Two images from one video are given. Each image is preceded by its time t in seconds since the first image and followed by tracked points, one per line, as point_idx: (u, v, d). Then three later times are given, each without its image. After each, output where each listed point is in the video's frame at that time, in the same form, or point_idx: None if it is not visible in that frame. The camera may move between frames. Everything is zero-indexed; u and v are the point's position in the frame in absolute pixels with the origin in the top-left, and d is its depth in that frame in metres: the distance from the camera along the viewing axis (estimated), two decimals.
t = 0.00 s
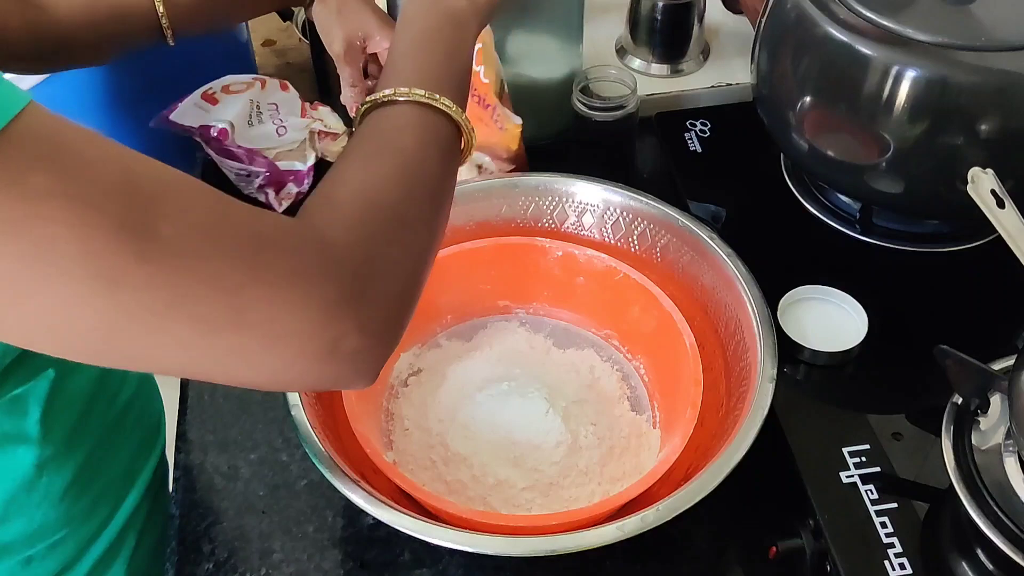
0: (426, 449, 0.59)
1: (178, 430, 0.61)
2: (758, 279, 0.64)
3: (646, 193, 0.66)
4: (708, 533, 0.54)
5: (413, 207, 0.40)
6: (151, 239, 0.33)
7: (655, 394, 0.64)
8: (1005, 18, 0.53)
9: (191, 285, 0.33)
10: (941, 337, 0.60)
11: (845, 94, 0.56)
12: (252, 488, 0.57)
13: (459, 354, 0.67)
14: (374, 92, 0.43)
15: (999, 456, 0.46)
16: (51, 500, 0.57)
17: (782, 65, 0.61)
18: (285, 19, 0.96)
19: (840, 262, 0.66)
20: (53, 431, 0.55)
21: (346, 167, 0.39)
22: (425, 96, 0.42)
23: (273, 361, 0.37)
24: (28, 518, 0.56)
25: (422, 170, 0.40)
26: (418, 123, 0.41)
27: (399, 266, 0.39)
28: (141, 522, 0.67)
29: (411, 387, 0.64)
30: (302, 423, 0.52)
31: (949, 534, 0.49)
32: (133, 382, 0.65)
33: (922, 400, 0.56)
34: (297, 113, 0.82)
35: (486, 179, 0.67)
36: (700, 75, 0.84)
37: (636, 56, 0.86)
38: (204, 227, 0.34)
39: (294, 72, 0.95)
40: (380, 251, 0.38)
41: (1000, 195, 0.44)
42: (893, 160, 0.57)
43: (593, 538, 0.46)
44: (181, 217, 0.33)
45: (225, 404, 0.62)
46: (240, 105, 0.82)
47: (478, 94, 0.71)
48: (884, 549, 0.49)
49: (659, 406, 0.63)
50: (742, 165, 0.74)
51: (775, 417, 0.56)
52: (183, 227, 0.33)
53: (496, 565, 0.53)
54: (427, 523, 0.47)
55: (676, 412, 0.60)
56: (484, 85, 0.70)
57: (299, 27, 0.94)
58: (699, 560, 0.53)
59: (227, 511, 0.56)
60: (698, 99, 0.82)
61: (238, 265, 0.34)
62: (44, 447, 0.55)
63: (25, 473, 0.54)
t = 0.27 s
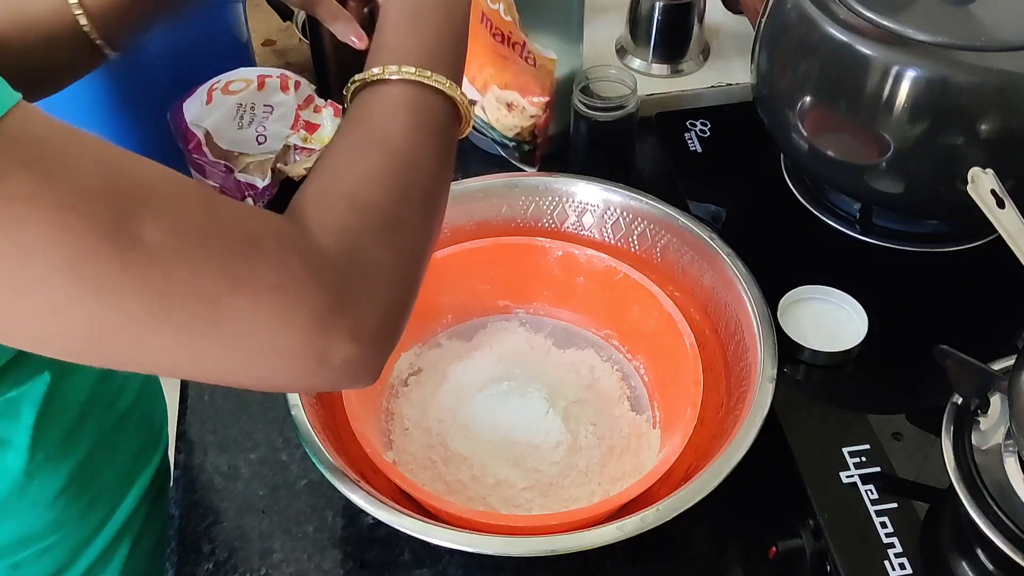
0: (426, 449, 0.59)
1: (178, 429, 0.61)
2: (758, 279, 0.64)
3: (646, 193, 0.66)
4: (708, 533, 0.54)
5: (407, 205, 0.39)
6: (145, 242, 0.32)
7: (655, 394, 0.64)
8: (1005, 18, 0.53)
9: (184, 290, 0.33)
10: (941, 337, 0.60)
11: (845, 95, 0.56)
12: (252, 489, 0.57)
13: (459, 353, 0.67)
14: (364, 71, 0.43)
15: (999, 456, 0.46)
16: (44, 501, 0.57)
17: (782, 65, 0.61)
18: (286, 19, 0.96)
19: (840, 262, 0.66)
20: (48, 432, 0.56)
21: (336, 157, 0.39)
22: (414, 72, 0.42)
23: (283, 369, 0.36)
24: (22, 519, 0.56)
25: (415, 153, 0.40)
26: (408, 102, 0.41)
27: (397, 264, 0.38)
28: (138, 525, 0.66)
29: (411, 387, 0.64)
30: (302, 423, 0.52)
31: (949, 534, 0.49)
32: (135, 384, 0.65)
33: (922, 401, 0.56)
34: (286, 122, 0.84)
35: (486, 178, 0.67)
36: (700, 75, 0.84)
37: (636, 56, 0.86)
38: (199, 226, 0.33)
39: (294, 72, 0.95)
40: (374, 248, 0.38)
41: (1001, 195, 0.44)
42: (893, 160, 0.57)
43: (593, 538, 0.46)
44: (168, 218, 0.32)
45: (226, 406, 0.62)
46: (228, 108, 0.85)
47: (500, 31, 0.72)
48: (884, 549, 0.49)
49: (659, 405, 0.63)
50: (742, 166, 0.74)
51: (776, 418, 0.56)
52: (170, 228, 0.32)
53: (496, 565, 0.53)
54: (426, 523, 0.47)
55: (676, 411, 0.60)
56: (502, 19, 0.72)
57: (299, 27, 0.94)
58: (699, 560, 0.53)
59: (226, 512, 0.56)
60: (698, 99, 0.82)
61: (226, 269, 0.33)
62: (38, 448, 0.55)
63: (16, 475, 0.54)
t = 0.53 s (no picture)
0: (426, 448, 0.59)
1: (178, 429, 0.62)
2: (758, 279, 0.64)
3: (646, 193, 0.66)
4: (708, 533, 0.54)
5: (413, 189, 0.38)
6: (123, 251, 0.31)
7: (655, 394, 0.64)
8: (1005, 18, 0.53)
9: (163, 301, 0.32)
10: (941, 337, 0.60)
11: (845, 95, 0.56)
12: (252, 489, 0.57)
13: (459, 353, 0.67)
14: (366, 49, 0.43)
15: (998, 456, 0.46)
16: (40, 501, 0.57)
17: (782, 65, 0.61)
18: (286, 19, 0.96)
19: (840, 262, 0.66)
20: (48, 430, 0.57)
21: (335, 146, 0.39)
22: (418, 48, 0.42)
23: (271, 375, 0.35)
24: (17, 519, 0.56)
25: (417, 139, 0.39)
26: (411, 82, 0.41)
27: (406, 256, 0.37)
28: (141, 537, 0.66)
29: (411, 387, 0.64)
30: (302, 424, 0.52)
31: (949, 535, 0.48)
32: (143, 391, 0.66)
33: (922, 400, 0.56)
34: (286, 122, 0.83)
35: (487, 178, 0.67)
36: (700, 75, 0.84)
37: (636, 56, 0.85)
38: (181, 231, 0.32)
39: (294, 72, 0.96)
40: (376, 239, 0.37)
41: (1001, 195, 0.44)
42: (893, 160, 0.57)
43: (593, 538, 0.46)
44: (148, 225, 0.31)
45: (226, 407, 0.62)
46: (229, 108, 0.83)
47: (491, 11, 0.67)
48: (884, 549, 0.49)
49: (660, 405, 0.63)
50: (742, 166, 0.74)
51: (775, 418, 0.56)
52: (148, 238, 0.31)
53: (496, 565, 0.53)
54: (426, 523, 0.47)
55: (676, 411, 0.60)
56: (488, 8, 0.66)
57: (299, 27, 0.94)
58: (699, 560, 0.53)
59: (227, 512, 0.56)
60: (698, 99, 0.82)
61: (213, 278, 0.32)
62: (37, 445, 0.56)
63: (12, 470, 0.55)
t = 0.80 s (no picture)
0: (426, 449, 0.59)
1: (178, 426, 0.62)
2: (757, 279, 0.64)
3: (646, 193, 0.66)
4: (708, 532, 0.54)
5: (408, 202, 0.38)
6: (97, 268, 0.30)
7: (655, 394, 0.64)
8: (1004, 18, 0.53)
9: (150, 313, 0.31)
10: (941, 337, 0.60)
11: (845, 96, 0.56)
12: (253, 490, 0.57)
13: (459, 353, 0.67)
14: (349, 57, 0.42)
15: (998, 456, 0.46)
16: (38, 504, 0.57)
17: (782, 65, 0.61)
18: (285, 19, 0.96)
19: (840, 262, 0.66)
20: (47, 433, 0.57)
21: (316, 161, 0.38)
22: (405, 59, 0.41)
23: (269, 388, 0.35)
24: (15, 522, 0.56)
25: (400, 150, 0.38)
26: (397, 89, 0.40)
27: (390, 269, 0.37)
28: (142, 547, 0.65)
29: (411, 387, 0.64)
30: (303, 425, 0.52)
31: (949, 534, 0.49)
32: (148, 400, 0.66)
33: (922, 400, 0.56)
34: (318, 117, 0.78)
35: (486, 178, 0.67)
36: (700, 75, 0.84)
37: (636, 56, 0.85)
38: (154, 248, 0.31)
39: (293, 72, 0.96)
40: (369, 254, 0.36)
41: (1000, 195, 0.44)
42: (893, 161, 0.57)
43: (593, 538, 0.46)
44: (124, 241, 0.31)
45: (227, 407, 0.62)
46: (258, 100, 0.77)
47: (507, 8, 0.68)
48: (884, 549, 0.49)
49: (659, 405, 0.63)
50: (742, 166, 0.74)
51: (775, 417, 0.56)
52: (124, 253, 0.31)
53: (495, 565, 0.53)
54: (425, 523, 0.47)
55: (676, 411, 0.60)
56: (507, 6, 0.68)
57: (299, 26, 0.94)
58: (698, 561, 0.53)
59: (227, 512, 0.56)
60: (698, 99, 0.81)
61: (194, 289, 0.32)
62: (36, 448, 0.56)
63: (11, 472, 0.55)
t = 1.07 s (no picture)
0: (426, 449, 0.59)
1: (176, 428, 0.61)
2: (757, 279, 0.64)
3: (646, 193, 0.66)
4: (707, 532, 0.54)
5: (386, 212, 0.37)
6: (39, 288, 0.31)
7: (655, 394, 0.64)
8: (1004, 18, 0.53)
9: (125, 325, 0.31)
10: (941, 337, 0.60)
11: (845, 96, 0.56)
12: (253, 490, 0.57)
13: (459, 353, 0.67)
14: (325, 47, 0.41)
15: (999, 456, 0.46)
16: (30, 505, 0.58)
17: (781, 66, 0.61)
18: (286, 20, 0.96)
19: (840, 262, 0.66)
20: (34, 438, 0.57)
21: (283, 168, 0.37)
22: (386, 53, 0.40)
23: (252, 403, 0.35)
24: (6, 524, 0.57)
25: (370, 156, 0.38)
26: (369, 88, 0.39)
27: (355, 282, 0.36)
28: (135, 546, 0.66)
29: (411, 387, 0.64)
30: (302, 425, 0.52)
31: (949, 534, 0.48)
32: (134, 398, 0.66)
33: (921, 400, 0.56)
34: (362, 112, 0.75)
35: (486, 178, 0.67)
36: (700, 75, 0.84)
37: (636, 56, 0.85)
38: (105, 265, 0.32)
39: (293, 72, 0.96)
40: (338, 268, 0.36)
41: (1000, 195, 0.44)
42: (893, 161, 0.57)
43: (593, 538, 0.46)
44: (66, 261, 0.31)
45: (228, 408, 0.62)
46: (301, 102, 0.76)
47: None
48: (884, 549, 0.49)
49: (659, 405, 0.63)
50: (742, 166, 0.74)
51: (776, 417, 0.56)
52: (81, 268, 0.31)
53: (495, 565, 0.53)
54: (425, 523, 0.47)
55: (676, 411, 0.60)
56: None
57: (298, 27, 0.95)
58: (698, 561, 0.53)
59: (227, 513, 0.56)
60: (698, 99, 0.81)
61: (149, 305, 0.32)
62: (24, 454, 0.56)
63: (3, 475, 0.55)
